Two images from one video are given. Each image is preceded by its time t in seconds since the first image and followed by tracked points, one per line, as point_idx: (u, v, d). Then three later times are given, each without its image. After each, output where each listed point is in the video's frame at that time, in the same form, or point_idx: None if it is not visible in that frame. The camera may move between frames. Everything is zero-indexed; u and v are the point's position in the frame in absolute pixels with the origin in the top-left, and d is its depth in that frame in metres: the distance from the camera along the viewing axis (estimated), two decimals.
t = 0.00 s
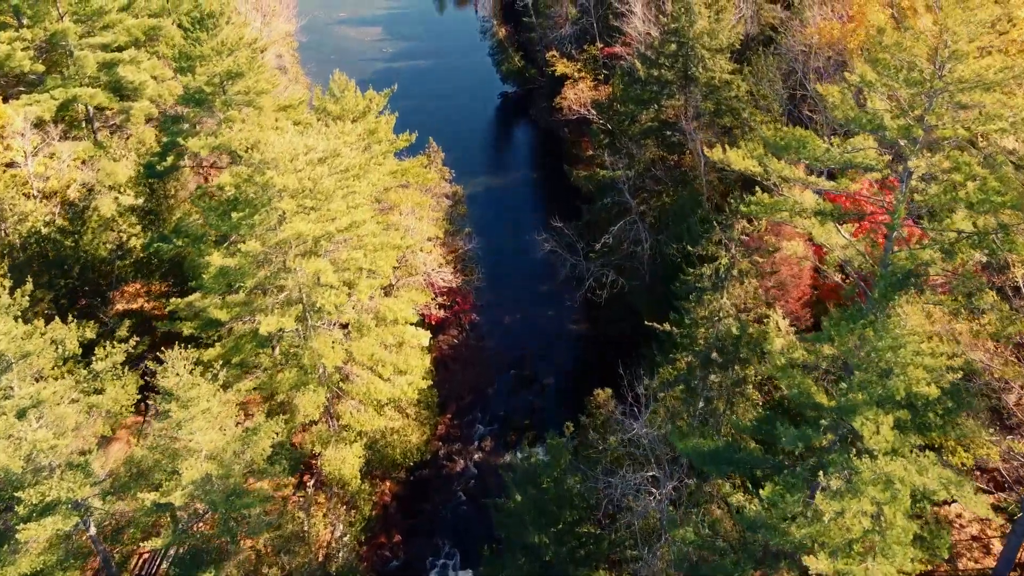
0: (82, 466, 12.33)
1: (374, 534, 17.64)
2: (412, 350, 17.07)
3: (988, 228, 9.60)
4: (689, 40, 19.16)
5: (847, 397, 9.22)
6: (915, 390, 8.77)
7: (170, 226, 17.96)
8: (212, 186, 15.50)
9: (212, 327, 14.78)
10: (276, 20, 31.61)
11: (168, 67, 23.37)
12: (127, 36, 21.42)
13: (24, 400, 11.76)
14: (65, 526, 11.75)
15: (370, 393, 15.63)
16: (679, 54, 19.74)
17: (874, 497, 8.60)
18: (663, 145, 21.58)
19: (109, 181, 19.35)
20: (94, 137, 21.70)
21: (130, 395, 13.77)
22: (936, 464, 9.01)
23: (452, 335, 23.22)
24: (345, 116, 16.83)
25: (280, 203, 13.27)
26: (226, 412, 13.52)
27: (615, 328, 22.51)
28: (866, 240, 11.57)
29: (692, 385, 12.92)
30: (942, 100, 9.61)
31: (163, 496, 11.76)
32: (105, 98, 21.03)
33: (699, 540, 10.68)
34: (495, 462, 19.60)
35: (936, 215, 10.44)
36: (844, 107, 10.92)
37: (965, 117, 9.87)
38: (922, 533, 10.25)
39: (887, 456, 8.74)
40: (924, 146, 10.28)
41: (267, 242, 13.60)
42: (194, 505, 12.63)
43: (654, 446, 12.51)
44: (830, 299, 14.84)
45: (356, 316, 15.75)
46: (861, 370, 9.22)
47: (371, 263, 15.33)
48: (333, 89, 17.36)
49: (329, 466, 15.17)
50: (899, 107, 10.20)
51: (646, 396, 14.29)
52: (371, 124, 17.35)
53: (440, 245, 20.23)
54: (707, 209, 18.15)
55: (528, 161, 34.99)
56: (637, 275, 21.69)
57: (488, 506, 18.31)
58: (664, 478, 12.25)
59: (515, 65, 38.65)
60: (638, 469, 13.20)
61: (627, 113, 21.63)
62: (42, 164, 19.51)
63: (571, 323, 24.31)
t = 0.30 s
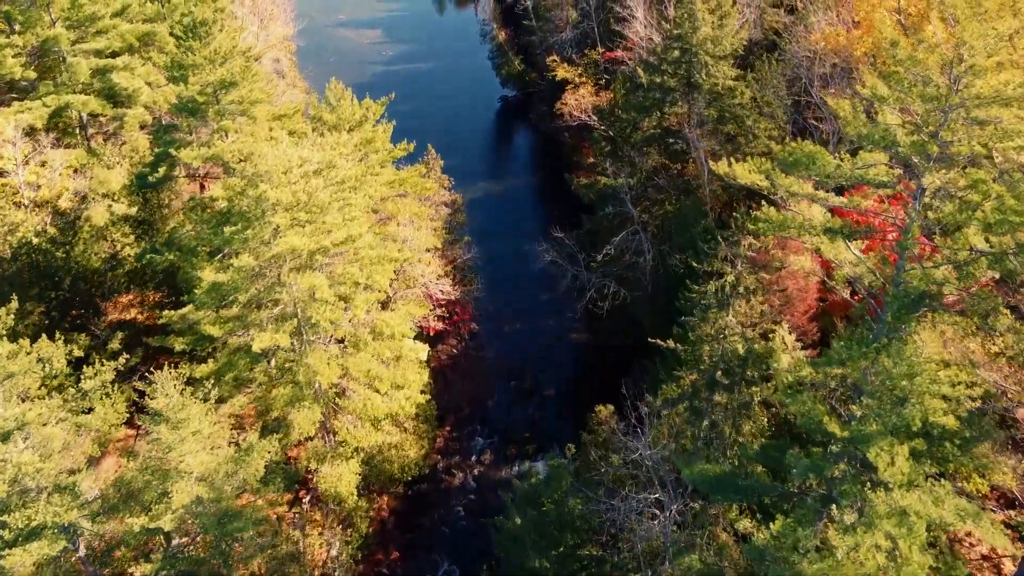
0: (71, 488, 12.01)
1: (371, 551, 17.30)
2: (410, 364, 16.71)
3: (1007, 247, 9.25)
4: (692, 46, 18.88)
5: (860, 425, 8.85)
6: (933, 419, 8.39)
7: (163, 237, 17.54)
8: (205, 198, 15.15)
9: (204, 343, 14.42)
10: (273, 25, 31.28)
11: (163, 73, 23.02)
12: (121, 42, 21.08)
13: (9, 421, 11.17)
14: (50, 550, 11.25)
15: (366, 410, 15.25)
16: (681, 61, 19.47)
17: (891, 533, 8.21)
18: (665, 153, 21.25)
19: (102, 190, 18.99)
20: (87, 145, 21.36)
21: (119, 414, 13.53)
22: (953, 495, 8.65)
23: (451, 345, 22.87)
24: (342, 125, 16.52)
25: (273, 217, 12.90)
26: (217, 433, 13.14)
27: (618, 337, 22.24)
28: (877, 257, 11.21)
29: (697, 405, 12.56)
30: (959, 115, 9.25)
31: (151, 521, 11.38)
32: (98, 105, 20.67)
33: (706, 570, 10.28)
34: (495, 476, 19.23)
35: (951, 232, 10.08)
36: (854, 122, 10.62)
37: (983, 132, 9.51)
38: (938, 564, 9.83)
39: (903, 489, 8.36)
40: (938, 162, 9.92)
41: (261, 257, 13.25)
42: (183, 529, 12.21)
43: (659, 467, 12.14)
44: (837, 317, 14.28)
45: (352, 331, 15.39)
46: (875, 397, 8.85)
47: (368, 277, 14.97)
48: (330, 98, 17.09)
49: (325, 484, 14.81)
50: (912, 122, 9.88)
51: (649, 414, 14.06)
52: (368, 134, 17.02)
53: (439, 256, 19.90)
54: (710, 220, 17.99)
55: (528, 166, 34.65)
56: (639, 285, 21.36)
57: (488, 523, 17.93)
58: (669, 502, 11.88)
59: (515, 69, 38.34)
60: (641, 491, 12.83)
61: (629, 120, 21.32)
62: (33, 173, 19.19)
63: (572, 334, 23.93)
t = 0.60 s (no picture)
0: (58, 511, 11.39)
1: (368, 569, 16.92)
2: (408, 378, 16.37)
3: None
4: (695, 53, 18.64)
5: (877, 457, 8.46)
6: (953, 452, 8.02)
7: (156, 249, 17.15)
8: (197, 210, 14.79)
9: (196, 360, 14.05)
10: (270, 28, 30.82)
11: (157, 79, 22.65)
12: (114, 48, 20.72)
13: None
14: (36, 575, 10.27)
15: (362, 427, 14.89)
16: (685, 68, 19.20)
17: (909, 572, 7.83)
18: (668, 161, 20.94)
19: (96, 198, 18.62)
20: (80, 153, 21.01)
21: (107, 435, 13.30)
22: (974, 529, 8.30)
23: (450, 355, 22.51)
24: (339, 135, 16.17)
25: (266, 232, 12.52)
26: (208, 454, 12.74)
27: (620, 348, 22.01)
28: (888, 277, 10.86)
29: (703, 427, 12.21)
30: (977, 132, 8.89)
31: (139, 547, 10.96)
32: (91, 112, 20.29)
33: None
34: (495, 491, 18.89)
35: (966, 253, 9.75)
36: (867, 136, 10.27)
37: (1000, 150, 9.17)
38: None
39: (923, 525, 7.97)
40: (954, 180, 9.58)
41: (254, 271, 12.90)
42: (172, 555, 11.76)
43: (664, 491, 11.75)
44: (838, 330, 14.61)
45: (348, 346, 15.02)
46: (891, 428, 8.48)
47: (365, 291, 14.65)
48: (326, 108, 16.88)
49: (321, 503, 14.45)
50: (924, 136, 9.55)
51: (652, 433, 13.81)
52: (365, 143, 16.68)
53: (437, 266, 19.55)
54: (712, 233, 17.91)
55: (528, 172, 34.32)
56: (641, 296, 21.01)
57: (488, 539, 17.58)
58: (674, 527, 11.50)
59: (515, 72, 38.03)
60: (646, 515, 12.44)
61: (631, 127, 21.12)
62: (24, 182, 18.85)
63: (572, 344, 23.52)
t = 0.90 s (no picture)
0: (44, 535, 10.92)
1: None
2: (405, 394, 15.99)
3: None
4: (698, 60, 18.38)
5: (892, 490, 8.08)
6: (973, 487, 7.65)
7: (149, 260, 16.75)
8: (189, 222, 14.42)
9: (187, 378, 13.69)
10: (267, 32, 30.52)
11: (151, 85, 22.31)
12: (108, 54, 20.39)
13: None
14: None
15: (358, 445, 14.49)
16: (688, 75, 18.79)
17: None
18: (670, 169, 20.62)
19: (89, 207, 18.27)
20: (72, 160, 20.63)
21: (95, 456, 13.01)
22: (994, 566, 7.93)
23: (450, 366, 22.13)
24: (335, 145, 15.83)
25: (258, 247, 12.16)
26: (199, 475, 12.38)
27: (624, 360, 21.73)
28: (901, 297, 10.48)
29: (709, 450, 11.85)
30: (995, 150, 8.53)
31: None
32: (83, 119, 19.93)
33: None
34: (494, 505, 18.50)
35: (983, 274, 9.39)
36: (879, 153, 9.93)
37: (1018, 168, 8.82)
38: None
39: (942, 564, 7.59)
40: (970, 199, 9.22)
41: (247, 287, 12.55)
42: None
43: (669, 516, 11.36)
44: (846, 346, 14.22)
45: (344, 361, 14.70)
46: (907, 460, 8.11)
47: (360, 306, 14.30)
48: (321, 117, 16.50)
49: (315, 522, 14.07)
50: (939, 153, 9.19)
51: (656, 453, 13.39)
52: (362, 153, 16.34)
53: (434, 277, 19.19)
54: (716, 244, 17.56)
55: (528, 177, 33.94)
56: (644, 307, 20.67)
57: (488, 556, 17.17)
58: (680, 554, 11.10)
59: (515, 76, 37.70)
60: (650, 539, 12.04)
61: (634, 135, 20.92)
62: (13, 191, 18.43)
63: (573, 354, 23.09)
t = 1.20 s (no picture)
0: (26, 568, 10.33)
1: None
2: (402, 410, 15.60)
3: None
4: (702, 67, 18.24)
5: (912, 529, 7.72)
6: (996, 526, 7.30)
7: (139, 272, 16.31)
8: (179, 236, 14.04)
9: (177, 396, 13.32)
10: (263, 36, 30.09)
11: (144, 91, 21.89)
12: (100, 60, 20.03)
13: None
14: None
15: (353, 464, 14.07)
16: (690, 82, 18.82)
17: None
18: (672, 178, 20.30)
19: (80, 217, 17.91)
20: (63, 169, 20.27)
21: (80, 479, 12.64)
22: None
23: (448, 377, 21.72)
24: (330, 155, 15.48)
25: (249, 263, 11.80)
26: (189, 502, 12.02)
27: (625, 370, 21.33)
28: (914, 318, 10.10)
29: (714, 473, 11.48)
30: (1015, 169, 8.17)
31: None
32: (75, 126, 19.55)
33: None
34: (494, 521, 18.07)
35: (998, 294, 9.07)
36: (892, 170, 9.58)
37: None
38: None
39: None
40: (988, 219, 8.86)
41: (238, 304, 12.18)
42: None
43: (675, 543, 10.95)
44: (854, 362, 13.84)
45: (338, 380, 14.25)
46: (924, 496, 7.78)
47: (355, 321, 13.94)
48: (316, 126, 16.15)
49: (310, 543, 13.69)
50: (956, 171, 8.83)
51: (660, 475, 13.00)
52: (357, 163, 15.99)
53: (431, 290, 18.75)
54: (719, 255, 17.19)
55: (528, 182, 33.57)
56: (646, 319, 20.30)
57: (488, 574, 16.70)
58: None
59: (515, 80, 37.34)
60: (654, 566, 11.61)
61: (635, 143, 20.53)
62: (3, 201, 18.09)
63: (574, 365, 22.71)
